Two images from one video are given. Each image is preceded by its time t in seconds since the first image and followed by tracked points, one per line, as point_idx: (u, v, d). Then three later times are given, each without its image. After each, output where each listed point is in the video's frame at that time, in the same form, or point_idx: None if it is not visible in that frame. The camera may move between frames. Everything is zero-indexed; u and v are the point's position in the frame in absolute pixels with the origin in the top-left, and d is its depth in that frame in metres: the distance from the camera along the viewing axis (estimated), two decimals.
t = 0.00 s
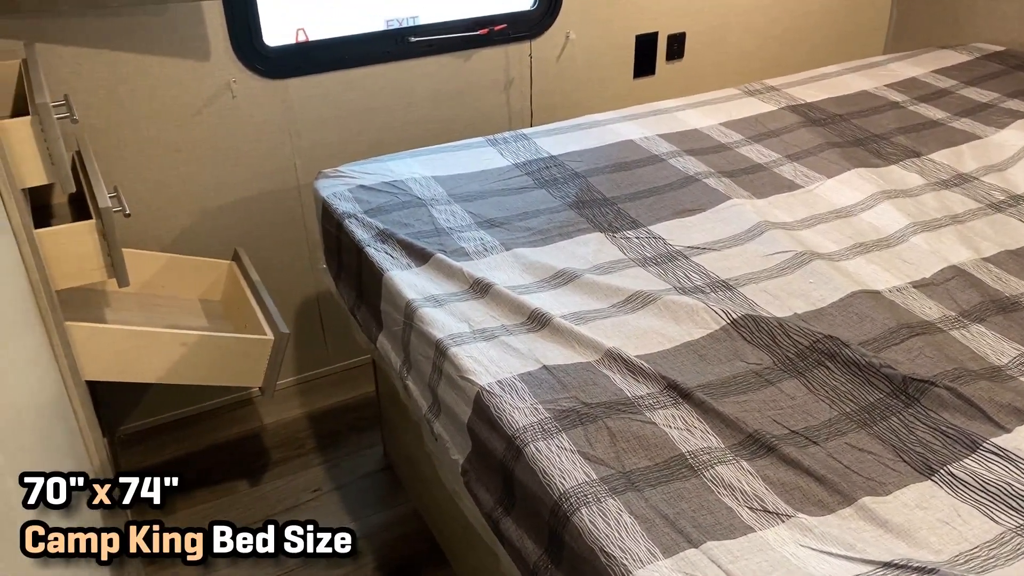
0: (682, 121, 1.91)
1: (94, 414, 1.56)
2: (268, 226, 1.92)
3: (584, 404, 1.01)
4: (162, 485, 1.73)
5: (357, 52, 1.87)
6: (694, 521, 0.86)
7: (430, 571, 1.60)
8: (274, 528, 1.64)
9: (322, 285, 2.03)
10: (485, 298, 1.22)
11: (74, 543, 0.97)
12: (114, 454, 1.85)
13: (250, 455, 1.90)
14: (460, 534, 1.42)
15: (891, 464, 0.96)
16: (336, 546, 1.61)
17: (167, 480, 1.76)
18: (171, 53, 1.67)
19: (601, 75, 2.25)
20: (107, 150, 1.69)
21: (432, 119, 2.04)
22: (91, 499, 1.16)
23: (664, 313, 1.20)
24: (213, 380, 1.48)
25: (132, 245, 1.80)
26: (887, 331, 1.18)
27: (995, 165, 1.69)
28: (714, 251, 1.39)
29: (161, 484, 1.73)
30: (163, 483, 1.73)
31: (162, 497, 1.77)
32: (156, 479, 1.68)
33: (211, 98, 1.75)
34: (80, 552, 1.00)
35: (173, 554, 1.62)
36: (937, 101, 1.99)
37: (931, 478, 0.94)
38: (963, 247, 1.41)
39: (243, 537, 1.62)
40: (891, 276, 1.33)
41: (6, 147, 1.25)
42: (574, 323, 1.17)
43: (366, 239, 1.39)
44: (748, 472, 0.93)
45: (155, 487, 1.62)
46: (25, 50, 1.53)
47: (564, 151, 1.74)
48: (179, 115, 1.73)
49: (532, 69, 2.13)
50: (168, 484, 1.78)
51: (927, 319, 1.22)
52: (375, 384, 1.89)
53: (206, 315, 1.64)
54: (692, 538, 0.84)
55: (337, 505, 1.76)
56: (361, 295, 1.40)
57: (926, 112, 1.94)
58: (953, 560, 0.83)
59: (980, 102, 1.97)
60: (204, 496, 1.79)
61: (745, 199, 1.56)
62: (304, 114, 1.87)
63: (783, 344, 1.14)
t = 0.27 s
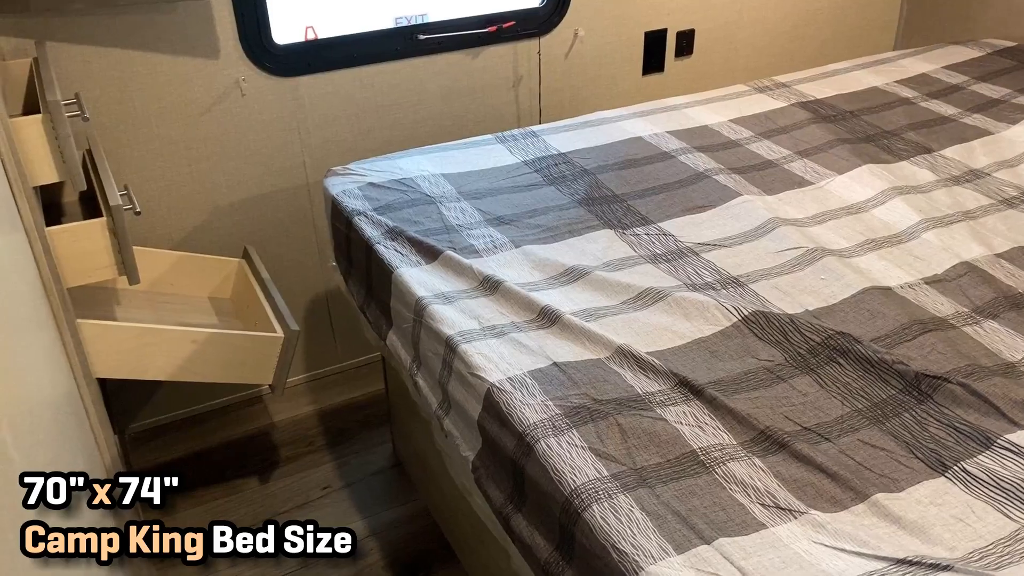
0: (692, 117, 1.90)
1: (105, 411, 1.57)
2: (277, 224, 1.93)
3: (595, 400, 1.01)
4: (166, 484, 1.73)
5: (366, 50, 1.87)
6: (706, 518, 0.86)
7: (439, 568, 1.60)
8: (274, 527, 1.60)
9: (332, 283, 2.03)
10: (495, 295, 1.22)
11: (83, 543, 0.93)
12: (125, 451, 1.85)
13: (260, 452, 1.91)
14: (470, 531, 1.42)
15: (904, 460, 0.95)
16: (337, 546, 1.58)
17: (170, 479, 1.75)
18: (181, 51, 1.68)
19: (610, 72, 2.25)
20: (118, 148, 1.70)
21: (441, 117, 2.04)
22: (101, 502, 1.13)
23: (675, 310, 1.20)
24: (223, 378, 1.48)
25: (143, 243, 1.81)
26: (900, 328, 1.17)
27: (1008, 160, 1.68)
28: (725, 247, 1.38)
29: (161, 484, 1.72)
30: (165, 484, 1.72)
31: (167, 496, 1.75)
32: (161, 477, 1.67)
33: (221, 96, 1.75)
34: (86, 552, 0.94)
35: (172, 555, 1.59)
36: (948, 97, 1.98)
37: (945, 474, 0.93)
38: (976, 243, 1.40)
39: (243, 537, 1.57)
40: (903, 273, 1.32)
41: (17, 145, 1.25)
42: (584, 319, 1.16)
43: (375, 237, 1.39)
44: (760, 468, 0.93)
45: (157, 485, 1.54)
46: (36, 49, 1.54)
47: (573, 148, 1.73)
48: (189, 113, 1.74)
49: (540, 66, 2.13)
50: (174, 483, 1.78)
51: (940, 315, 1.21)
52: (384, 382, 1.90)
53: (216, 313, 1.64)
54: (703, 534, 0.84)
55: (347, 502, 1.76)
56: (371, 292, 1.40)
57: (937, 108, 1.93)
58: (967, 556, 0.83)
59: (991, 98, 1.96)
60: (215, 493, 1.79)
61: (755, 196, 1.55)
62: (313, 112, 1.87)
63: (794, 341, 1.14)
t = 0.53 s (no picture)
0: (698, 117, 1.90)
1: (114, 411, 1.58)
2: (284, 225, 1.94)
3: (600, 400, 1.01)
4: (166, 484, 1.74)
5: (372, 51, 1.87)
6: (712, 517, 0.86)
7: (445, 568, 1.60)
8: (274, 527, 1.61)
9: (338, 283, 2.04)
10: (501, 294, 1.23)
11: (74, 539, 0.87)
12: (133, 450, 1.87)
13: (268, 452, 1.92)
14: (476, 531, 1.42)
15: (909, 460, 0.95)
16: (336, 546, 1.60)
17: (169, 479, 1.76)
18: (188, 52, 1.69)
19: (616, 72, 2.25)
20: (126, 149, 1.71)
21: (447, 117, 2.05)
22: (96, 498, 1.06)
23: (681, 309, 1.20)
24: (230, 377, 1.49)
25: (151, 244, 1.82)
26: (906, 327, 1.17)
27: (1015, 159, 1.67)
28: (730, 247, 1.38)
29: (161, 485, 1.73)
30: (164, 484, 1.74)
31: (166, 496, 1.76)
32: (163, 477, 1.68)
33: (227, 97, 1.76)
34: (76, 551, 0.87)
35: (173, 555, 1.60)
36: (955, 96, 1.97)
37: (951, 474, 0.93)
38: (983, 242, 1.39)
39: (243, 538, 1.59)
40: (910, 272, 1.32)
41: (25, 146, 1.26)
42: (590, 319, 1.17)
43: (381, 237, 1.40)
44: (766, 468, 0.93)
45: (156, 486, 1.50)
46: (44, 50, 1.55)
47: (579, 148, 1.74)
48: (196, 114, 1.74)
49: (546, 66, 2.14)
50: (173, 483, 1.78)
51: (946, 314, 1.21)
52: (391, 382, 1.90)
53: (223, 313, 1.65)
54: (709, 533, 0.84)
55: (354, 502, 1.76)
56: (377, 292, 1.41)
57: (944, 107, 1.92)
58: (973, 556, 0.83)
59: (998, 97, 1.95)
60: (222, 493, 1.80)
61: (761, 195, 1.55)
62: (319, 112, 1.87)
63: (800, 340, 1.14)
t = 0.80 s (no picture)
0: (703, 120, 1.90)
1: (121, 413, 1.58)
2: (291, 227, 1.94)
3: (606, 403, 1.01)
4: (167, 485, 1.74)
5: (378, 54, 1.88)
6: (718, 520, 0.86)
7: (451, 570, 1.61)
8: (274, 528, 1.61)
9: (344, 286, 2.04)
10: (507, 297, 1.23)
11: (74, 539, 0.82)
12: (140, 452, 1.87)
13: (274, 453, 1.92)
14: (482, 533, 1.42)
15: (915, 463, 0.95)
16: (337, 546, 1.60)
17: (168, 479, 1.76)
18: (195, 56, 1.70)
19: (621, 75, 2.25)
20: (134, 151, 1.71)
21: (453, 120, 2.05)
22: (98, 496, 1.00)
23: (687, 312, 1.20)
24: (237, 379, 1.49)
25: (158, 246, 1.82)
26: (912, 330, 1.17)
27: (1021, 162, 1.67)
28: (736, 250, 1.38)
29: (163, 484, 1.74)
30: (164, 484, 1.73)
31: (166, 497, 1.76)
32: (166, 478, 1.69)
33: (234, 100, 1.77)
34: (75, 551, 0.82)
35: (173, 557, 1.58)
36: (960, 99, 1.97)
37: (958, 478, 0.93)
38: (989, 245, 1.39)
39: (243, 538, 1.58)
40: (916, 275, 1.31)
41: (35, 149, 1.27)
42: (596, 322, 1.17)
43: (388, 240, 1.40)
44: (772, 471, 0.93)
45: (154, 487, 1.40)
46: (52, 54, 1.56)
47: (584, 150, 1.74)
48: (203, 117, 1.75)
49: (552, 69, 2.14)
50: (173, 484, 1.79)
51: (952, 317, 1.21)
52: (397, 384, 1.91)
53: (230, 315, 1.66)
54: (715, 537, 0.84)
55: (361, 504, 1.77)
56: (384, 295, 1.41)
57: (950, 110, 1.92)
58: (981, 561, 0.82)
59: (1004, 100, 1.95)
60: (228, 494, 1.80)
61: (767, 198, 1.55)
62: (325, 115, 1.88)
63: (806, 344, 1.14)
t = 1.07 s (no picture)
0: (710, 120, 1.90)
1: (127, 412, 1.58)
2: (297, 227, 1.94)
3: (614, 404, 1.01)
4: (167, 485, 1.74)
5: (384, 54, 1.88)
6: (727, 522, 0.86)
7: (456, 571, 1.60)
8: (274, 528, 1.62)
9: (350, 285, 2.04)
10: (513, 298, 1.23)
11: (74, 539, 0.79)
12: (146, 451, 1.87)
13: (279, 454, 1.92)
14: (488, 534, 1.42)
15: (925, 465, 0.95)
16: (336, 546, 1.60)
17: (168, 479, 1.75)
18: (201, 55, 1.70)
19: (627, 75, 2.25)
20: (141, 151, 1.72)
21: (458, 120, 2.05)
22: (99, 496, 0.97)
23: (694, 313, 1.20)
24: (243, 379, 1.49)
25: (164, 245, 1.82)
26: (921, 332, 1.17)
27: None
28: (743, 251, 1.38)
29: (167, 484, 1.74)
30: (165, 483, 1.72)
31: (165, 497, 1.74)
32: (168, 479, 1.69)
33: (241, 100, 1.77)
34: (76, 552, 0.79)
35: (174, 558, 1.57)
36: (968, 100, 1.96)
37: (968, 481, 0.92)
38: (998, 247, 1.38)
39: (243, 538, 1.59)
40: (924, 277, 1.31)
41: (42, 149, 1.27)
42: (603, 323, 1.16)
43: (394, 240, 1.40)
44: (781, 473, 0.93)
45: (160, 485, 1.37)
46: (59, 53, 1.56)
47: (591, 151, 1.74)
48: (209, 116, 1.75)
49: (559, 69, 2.14)
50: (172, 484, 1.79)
51: (961, 319, 1.20)
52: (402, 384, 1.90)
53: (235, 315, 1.66)
54: (724, 539, 0.84)
55: (365, 504, 1.77)
56: (390, 294, 1.41)
57: (958, 111, 1.91)
58: (992, 564, 0.82)
59: (1013, 101, 1.94)
60: (233, 494, 1.80)
61: (774, 199, 1.55)
62: (332, 115, 1.88)
63: (814, 345, 1.13)
